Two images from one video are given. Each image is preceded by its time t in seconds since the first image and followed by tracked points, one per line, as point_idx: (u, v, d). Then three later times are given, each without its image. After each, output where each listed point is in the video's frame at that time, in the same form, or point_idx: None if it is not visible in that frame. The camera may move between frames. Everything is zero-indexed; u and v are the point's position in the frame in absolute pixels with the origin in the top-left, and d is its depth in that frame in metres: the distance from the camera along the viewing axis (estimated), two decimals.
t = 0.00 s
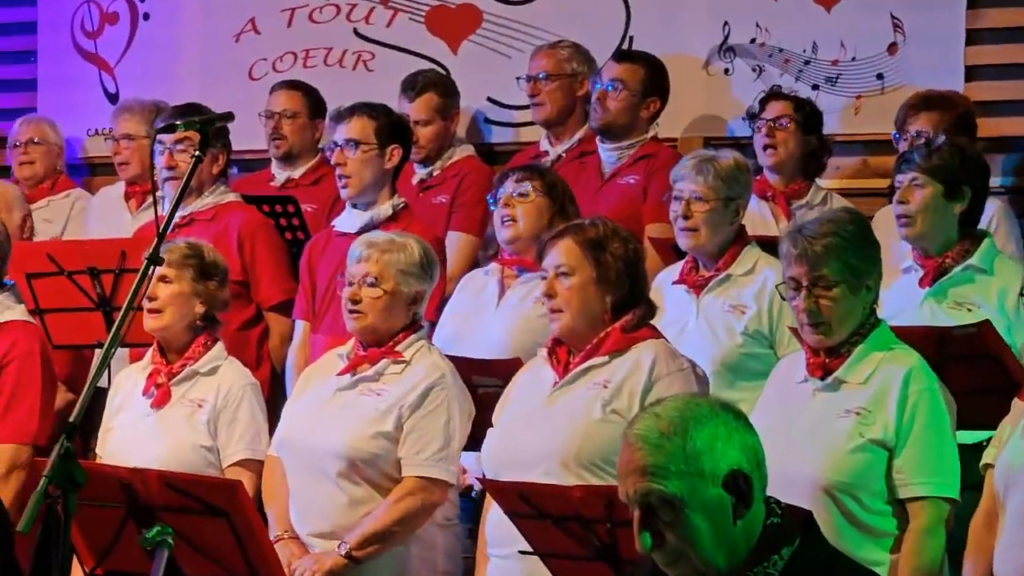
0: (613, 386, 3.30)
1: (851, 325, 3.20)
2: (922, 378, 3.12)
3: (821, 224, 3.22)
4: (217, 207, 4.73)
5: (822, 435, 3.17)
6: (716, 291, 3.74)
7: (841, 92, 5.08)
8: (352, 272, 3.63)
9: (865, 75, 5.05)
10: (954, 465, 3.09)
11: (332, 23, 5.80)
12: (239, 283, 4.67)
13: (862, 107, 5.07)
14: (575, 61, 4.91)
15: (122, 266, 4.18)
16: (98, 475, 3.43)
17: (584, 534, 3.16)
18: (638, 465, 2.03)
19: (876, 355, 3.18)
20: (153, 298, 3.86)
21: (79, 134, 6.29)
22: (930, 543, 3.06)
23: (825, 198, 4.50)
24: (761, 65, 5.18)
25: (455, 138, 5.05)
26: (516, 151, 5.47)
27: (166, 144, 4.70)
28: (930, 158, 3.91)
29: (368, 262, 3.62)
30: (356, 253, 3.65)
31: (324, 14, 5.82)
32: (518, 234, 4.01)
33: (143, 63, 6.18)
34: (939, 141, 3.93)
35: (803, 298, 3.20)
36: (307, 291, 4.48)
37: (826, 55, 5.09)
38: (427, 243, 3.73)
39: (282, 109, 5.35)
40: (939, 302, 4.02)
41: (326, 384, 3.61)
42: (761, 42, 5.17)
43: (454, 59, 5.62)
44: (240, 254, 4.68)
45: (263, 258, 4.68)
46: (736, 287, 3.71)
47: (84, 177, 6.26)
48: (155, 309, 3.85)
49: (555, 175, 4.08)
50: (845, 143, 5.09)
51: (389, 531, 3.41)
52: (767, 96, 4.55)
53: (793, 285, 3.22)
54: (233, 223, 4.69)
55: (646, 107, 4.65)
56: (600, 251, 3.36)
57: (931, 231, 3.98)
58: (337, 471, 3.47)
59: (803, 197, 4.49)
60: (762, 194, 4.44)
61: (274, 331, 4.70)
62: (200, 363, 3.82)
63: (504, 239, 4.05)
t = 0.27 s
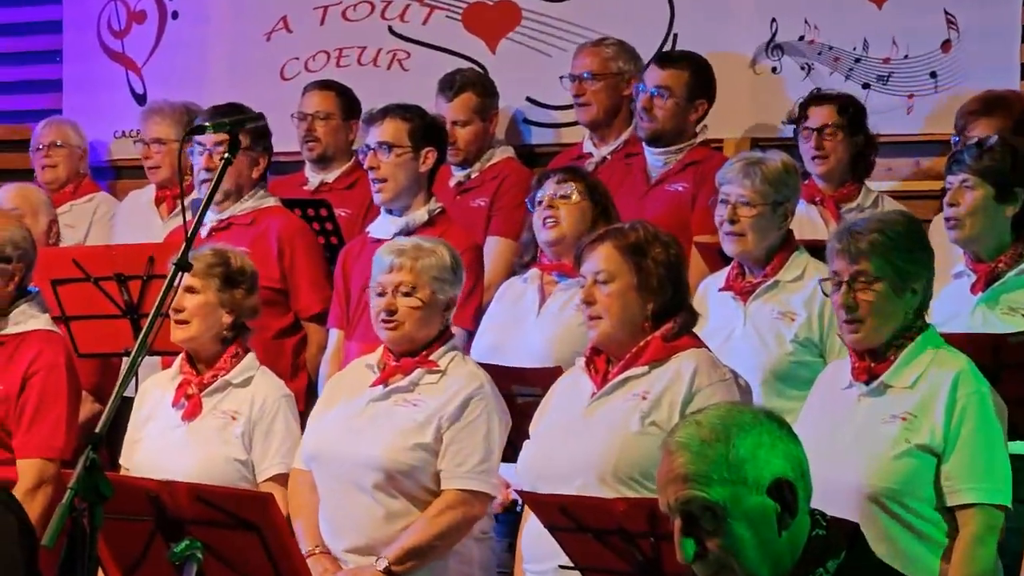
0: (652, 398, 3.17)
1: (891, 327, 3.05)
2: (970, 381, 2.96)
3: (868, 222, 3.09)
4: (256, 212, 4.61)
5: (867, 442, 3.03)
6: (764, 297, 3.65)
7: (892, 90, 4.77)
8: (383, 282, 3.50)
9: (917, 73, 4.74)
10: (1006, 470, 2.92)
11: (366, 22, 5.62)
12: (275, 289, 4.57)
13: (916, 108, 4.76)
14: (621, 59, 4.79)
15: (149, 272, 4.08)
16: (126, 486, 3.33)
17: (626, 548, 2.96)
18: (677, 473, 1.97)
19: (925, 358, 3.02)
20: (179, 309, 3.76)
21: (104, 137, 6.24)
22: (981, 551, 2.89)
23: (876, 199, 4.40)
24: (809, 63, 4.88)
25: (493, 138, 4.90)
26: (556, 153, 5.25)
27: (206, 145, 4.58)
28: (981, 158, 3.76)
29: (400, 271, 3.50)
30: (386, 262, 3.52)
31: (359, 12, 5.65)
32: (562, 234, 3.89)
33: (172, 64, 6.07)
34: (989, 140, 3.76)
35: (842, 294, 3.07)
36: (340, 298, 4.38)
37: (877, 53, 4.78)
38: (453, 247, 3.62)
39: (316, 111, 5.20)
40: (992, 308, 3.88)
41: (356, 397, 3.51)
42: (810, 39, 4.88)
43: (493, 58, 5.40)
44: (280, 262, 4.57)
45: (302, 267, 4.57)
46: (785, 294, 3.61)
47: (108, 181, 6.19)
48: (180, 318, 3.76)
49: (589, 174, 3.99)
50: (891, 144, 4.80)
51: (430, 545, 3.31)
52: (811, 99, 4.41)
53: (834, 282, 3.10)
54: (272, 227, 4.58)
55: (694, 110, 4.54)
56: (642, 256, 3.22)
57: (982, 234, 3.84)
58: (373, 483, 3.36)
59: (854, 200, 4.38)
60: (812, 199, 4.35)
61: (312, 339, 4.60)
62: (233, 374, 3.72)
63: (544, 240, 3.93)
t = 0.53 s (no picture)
0: (671, 405, 3.11)
1: (920, 330, 3.00)
2: (1000, 388, 2.90)
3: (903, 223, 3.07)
4: (287, 218, 4.58)
5: (896, 449, 2.97)
6: (792, 303, 3.63)
7: (920, 91, 4.64)
8: (397, 289, 3.45)
9: (945, 73, 4.60)
10: None
11: (387, 22, 5.55)
12: (302, 296, 4.53)
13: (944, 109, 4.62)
14: (651, 61, 4.71)
15: (166, 277, 4.05)
16: (141, 495, 3.30)
17: (651, 558, 2.90)
18: (707, 466, 1.84)
19: (955, 364, 2.97)
20: (208, 314, 3.71)
21: (129, 138, 6.19)
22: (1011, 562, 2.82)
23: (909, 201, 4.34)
24: (836, 63, 4.74)
25: (515, 140, 4.82)
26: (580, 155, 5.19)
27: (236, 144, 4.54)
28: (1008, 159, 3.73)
29: (413, 278, 3.45)
30: (399, 268, 3.47)
31: (377, 12, 5.58)
32: (587, 244, 3.84)
33: (190, 65, 6.03)
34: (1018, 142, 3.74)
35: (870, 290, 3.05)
36: (359, 305, 4.33)
37: (904, 53, 4.65)
38: (464, 251, 3.57)
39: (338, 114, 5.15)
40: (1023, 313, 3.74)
41: (375, 403, 3.44)
42: (835, 39, 4.74)
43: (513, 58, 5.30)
44: (310, 273, 4.54)
45: (331, 277, 4.53)
46: (813, 299, 3.60)
47: (137, 184, 6.17)
48: (209, 325, 3.71)
49: (618, 176, 3.91)
50: (921, 145, 4.66)
51: (455, 554, 3.26)
52: (840, 103, 4.36)
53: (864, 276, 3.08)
54: (304, 234, 4.55)
55: (722, 112, 4.48)
56: (665, 261, 3.15)
57: (1009, 237, 3.78)
58: (400, 493, 3.31)
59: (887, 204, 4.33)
60: (843, 202, 4.30)
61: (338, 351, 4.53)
62: (251, 382, 3.69)
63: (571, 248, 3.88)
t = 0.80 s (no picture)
0: (674, 408, 3.08)
1: (939, 335, 2.98)
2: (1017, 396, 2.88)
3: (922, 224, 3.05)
4: (299, 221, 4.60)
5: (911, 451, 2.95)
6: (804, 306, 3.64)
7: (929, 91, 4.61)
8: (403, 292, 3.44)
9: (952, 74, 4.58)
10: None
11: (393, 25, 5.55)
12: (313, 300, 4.51)
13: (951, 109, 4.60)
14: (660, 62, 4.70)
15: (170, 280, 4.04)
16: (145, 498, 3.25)
17: (657, 562, 2.89)
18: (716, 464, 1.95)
19: (972, 367, 2.94)
20: (219, 314, 3.70)
21: (148, 138, 6.13)
22: None
23: (922, 201, 4.36)
24: (843, 64, 4.72)
25: (521, 142, 4.82)
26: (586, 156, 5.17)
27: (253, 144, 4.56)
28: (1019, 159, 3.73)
29: (419, 280, 3.44)
30: (404, 271, 3.46)
31: (383, 14, 5.58)
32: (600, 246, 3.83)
33: (195, 67, 6.03)
34: None
35: (890, 291, 3.03)
36: (364, 308, 4.32)
37: (911, 53, 4.63)
38: (468, 253, 3.56)
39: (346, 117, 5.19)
40: None
41: (381, 407, 3.43)
42: (843, 40, 4.73)
43: (519, 60, 5.29)
44: (321, 274, 4.54)
45: (343, 276, 4.53)
46: (825, 301, 3.61)
47: (160, 187, 6.11)
48: (220, 327, 3.70)
49: (637, 179, 3.89)
50: (934, 145, 4.62)
51: (463, 560, 3.24)
52: (850, 105, 4.36)
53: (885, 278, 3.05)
54: (316, 238, 4.56)
55: (729, 105, 4.49)
56: (670, 263, 3.13)
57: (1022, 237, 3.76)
58: (410, 498, 3.29)
59: (901, 204, 4.34)
60: (856, 203, 4.32)
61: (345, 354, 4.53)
62: (255, 385, 3.68)
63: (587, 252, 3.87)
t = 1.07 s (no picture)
0: (681, 408, 3.07)
1: (960, 334, 2.99)
2: None
3: (940, 228, 3.04)
4: (304, 220, 4.60)
5: (925, 451, 2.95)
6: (812, 305, 3.65)
7: (935, 91, 4.61)
8: (411, 292, 3.45)
9: (957, 75, 4.58)
10: None
11: (398, 25, 5.55)
12: (317, 299, 4.51)
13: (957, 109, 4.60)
14: (665, 61, 4.70)
15: (176, 281, 4.03)
16: (150, 500, 3.24)
17: (663, 563, 2.89)
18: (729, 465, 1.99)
19: (989, 367, 2.94)
20: (223, 313, 3.70)
21: (156, 139, 6.13)
22: None
23: (927, 201, 4.36)
24: (848, 64, 4.72)
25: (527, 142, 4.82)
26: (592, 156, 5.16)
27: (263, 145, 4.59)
28: None
29: (427, 281, 3.44)
30: (412, 272, 3.46)
31: (388, 15, 5.58)
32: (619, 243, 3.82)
33: (201, 68, 6.03)
34: None
35: (910, 297, 3.02)
36: (369, 308, 4.32)
37: (916, 54, 4.63)
38: (475, 252, 3.56)
39: (355, 117, 5.20)
40: None
41: (391, 404, 3.44)
42: (848, 40, 4.72)
43: (524, 61, 5.30)
44: (327, 275, 4.54)
45: (349, 276, 4.53)
46: (834, 300, 3.62)
47: (168, 187, 6.13)
48: (224, 326, 3.70)
49: (654, 182, 3.90)
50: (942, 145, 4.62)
51: (469, 561, 3.24)
52: (860, 107, 4.36)
53: (904, 284, 3.04)
54: (323, 237, 4.56)
55: (732, 102, 4.50)
56: (676, 264, 3.12)
57: None
58: (417, 498, 3.29)
59: (908, 205, 4.35)
60: (863, 205, 4.34)
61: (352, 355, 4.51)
62: (259, 386, 3.68)
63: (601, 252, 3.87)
